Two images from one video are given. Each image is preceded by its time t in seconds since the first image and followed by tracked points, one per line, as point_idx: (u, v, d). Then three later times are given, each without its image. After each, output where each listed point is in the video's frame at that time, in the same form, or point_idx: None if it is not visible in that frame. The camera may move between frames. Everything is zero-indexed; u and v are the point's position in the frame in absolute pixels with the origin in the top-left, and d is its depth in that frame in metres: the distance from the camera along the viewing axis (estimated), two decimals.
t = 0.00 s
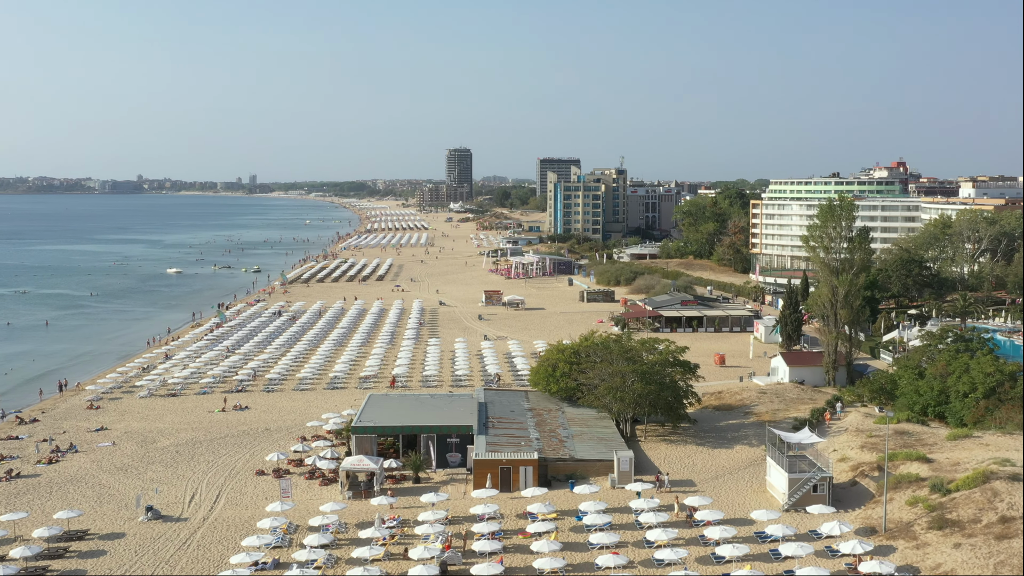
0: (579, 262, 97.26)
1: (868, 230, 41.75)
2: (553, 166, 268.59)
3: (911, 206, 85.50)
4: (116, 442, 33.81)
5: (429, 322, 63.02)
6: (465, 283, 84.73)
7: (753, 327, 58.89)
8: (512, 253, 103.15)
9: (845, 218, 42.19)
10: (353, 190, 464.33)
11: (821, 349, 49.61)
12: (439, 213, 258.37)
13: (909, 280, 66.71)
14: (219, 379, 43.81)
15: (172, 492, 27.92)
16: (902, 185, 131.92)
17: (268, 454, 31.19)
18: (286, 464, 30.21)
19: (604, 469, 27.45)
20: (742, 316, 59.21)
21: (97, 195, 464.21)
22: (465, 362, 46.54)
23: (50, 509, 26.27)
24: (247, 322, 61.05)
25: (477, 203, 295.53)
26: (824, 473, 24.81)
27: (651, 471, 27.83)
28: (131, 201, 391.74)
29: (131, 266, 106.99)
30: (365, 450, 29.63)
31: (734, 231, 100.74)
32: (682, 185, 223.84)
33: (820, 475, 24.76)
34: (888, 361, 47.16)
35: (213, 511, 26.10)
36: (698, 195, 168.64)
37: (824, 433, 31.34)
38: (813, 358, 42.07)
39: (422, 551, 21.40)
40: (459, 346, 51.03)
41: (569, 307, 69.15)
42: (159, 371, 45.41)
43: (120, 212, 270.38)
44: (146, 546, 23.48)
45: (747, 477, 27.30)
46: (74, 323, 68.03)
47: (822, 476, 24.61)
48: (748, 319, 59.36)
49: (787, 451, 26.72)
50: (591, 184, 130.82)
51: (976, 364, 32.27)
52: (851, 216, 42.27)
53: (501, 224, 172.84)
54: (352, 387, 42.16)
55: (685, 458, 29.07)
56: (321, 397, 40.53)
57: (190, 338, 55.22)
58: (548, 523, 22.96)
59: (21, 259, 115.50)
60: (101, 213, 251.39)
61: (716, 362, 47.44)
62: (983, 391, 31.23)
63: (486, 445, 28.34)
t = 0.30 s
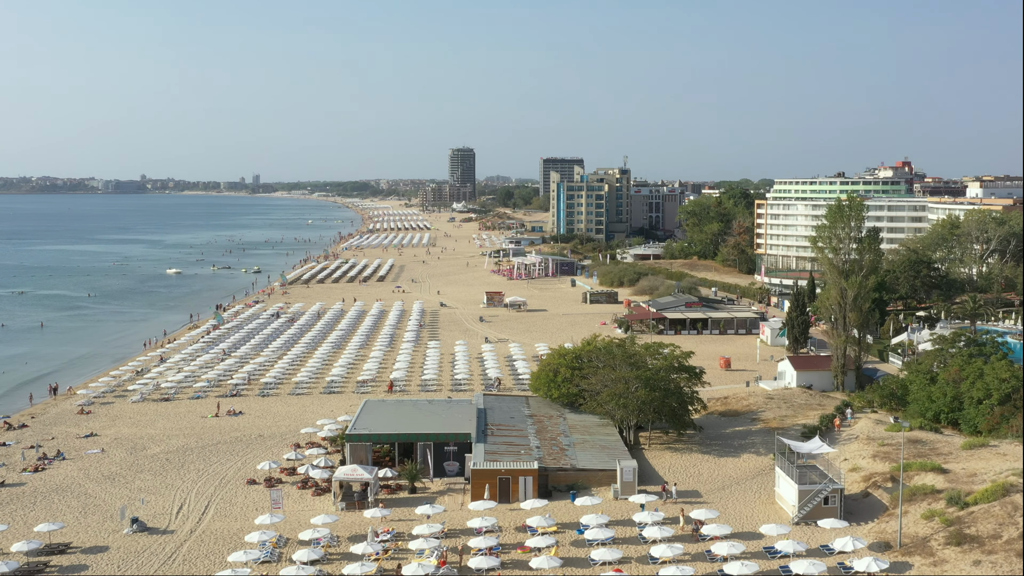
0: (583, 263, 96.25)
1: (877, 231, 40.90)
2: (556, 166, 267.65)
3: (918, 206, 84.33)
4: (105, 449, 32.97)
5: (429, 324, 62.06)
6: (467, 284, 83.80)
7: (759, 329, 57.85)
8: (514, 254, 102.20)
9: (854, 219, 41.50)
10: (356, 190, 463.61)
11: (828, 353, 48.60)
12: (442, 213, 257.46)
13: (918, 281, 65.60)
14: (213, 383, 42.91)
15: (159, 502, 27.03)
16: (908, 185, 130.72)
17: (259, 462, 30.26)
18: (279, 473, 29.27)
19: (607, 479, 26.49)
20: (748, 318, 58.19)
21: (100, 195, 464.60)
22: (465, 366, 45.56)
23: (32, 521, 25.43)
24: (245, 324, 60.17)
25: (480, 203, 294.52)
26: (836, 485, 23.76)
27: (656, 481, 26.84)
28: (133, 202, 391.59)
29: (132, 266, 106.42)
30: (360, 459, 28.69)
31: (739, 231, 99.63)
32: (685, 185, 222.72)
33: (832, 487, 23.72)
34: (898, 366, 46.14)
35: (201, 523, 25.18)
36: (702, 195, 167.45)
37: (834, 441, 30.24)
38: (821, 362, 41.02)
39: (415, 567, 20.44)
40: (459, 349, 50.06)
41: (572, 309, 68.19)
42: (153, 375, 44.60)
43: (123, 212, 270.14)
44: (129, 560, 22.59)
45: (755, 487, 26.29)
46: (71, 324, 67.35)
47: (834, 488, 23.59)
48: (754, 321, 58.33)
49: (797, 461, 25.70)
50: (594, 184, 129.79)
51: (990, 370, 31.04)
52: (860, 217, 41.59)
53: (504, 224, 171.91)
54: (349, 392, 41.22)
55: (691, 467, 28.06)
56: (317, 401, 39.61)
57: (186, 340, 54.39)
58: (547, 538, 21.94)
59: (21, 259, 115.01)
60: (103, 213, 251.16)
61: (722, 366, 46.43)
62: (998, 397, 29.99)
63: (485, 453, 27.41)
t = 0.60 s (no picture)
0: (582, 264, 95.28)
1: (884, 233, 39.77)
2: (555, 166, 266.70)
3: (921, 206, 83.41)
4: (89, 457, 31.98)
5: (426, 326, 61.06)
6: (464, 286, 82.86)
7: (761, 331, 56.90)
8: (513, 255, 101.22)
9: (860, 220, 40.33)
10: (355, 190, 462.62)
11: (832, 356, 47.67)
12: (441, 213, 256.48)
13: (922, 283, 64.63)
14: (204, 388, 41.94)
15: (142, 515, 26.06)
16: (909, 185, 129.90)
17: (247, 472, 29.29)
18: (267, 483, 28.31)
19: (605, 491, 25.55)
20: (750, 320, 57.23)
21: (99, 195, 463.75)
22: (462, 370, 44.59)
23: (9, 535, 24.46)
24: (238, 326, 59.23)
25: (479, 203, 293.58)
26: (845, 498, 22.78)
27: (657, 493, 25.88)
28: (130, 202, 390.42)
29: (127, 267, 105.52)
30: (351, 468, 27.71)
31: (740, 232, 98.67)
32: (685, 185, 221.91)
33: (841, 500, 22.75)
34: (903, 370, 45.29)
35: (184, 537, 24.21)
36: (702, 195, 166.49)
37: (842, 450, 29.23)
38: (826, 366, 40.03)
39: None
40: (456, 352, 49.08)
41: (571, 311, 67.24)
42: (142, 380, 43.61)
43: (121, 212, 269.27)
44: None
45: (760, 499, 25.33)
46: (63, 326, 66.37)
47: (843, 502, 22.61)
48: (756, 324, 57.38)
49: (804, 471, 24.71)
50: (594, 184, 128.79)
51: (1001, 376, 30.00)
52: (867, 218, 40.40)
53: (503, 224, 170.96)
54: (342, 397, 40.24)
55: (693, 478, 27.10)
56: (309, 407, 38.61)
57: (178, 343, 53.44)
58: (543, 555, 20.95)
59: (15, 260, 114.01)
60: (101, 214, 250.58)
61: (724, 370, 45.49)
62: (1010, 404, 28.92)
63: (479, 464, 26.42)
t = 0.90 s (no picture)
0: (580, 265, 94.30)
1: (891, 234, 38.76)
2: (554, 166, 265.78)
3: (923, 206, 82.40)
4: (72, 466, 30.96)
5: (423, 329, 60.05)
6: (462, 287, 81.85)
7: (763, 334, 55.94)
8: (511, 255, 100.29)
9: (866, 221, 39.30)
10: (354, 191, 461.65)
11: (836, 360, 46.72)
12: (439, 213, 255.46)
13: (926, 284, 63.57)
14: (193, 393, 40.86)
15: (123, 528, 25.06)
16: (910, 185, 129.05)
17: (233, 482, 28.26)
18: (253, 494, 27.32)
19: (605, 503, 24.57)
20: (752, 323, 56.27)
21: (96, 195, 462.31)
22: (458, 374, 43.55)
23: None
24: (232, 329, 58.18)
25: (478, 203, 292.56)
26: (855, 511, 21.78)
27: (658, 505, 24.89)
28: (128, 202, 389.15)
29: (121, 268, 104.32)
30: (341, 478, 26.81)
31: (741, 233, 97.77)
32: (685, 186, 220.97)
33: (851, 513, 21.75)
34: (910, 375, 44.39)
35: (165, 552, 23.21)
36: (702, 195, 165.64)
37: (849, 460, 28.24)
38: (830, 371, 39.06)
39: None
40: (452, 356, 48.08)
41: (570, 313, 66.27)
42: (131, 385, 42.53)
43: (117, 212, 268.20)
44: None
45: (766, 512, 24.34)
46: (54, 329, 65.31)
47: (853, 516, 21.62)
48: (758, 326, 56.39)
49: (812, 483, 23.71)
50: (593, 184, 127.84)
51: (1014, 383, 28.98)
52: (873, 218, 39.37)
53: (502, 225, 169.98)
54: (334, 402, 39.19)
55: (695, 489, 26.11)
56: (300, 413, 37.60)
57: (169, 346, 52.37)
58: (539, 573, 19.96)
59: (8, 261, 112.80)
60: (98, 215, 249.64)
61: (726, 374, 44.50)
62: None
63: (474, 475, 25.41)
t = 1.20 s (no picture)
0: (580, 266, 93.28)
1: (898, 236, 37.79)
2: (553, 166, 264.78)
3: (926, 207, 81.42)
4: (53, 475, 29.91)
5: (419, 331, 58.98)
6: (459, 289, 80.83)
7: (765, 337, 54.95)
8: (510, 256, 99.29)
9: (872, 223, 38.33)
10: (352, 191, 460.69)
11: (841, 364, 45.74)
12: (438, 214, 254.47)
13: (931, 286, 62.61)
14: (181, 398, 39.65)
15: (102, 542, 24.03)
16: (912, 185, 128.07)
17: (219, 493, 27.21)
18: (239, 506, 26.32)
19: (604, 516, 23.56)
20: (754, 325, 55.26)
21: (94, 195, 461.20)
22: (454, 378, 42.45)
23: None
24: (224, 332, 57.03)
25: (477, 203, 291.56)
26: (867, 527, 20.78)
27: (660, 518, 23.88)
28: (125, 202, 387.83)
29: (116, 269, 103.21)
30: (329, 489, 25.69)
31: (742, 233, 96.82)
32: (684, 186, 220.05)
33: (862, 529, 20.75)
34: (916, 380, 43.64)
35: (144, 568, 22.19)
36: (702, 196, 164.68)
37: (857, 470, 27.26)
38: (836, 376, 38.11)
39: None
40: (448, 359, 47.04)
41: (568, 315, 65.27)
42: (119, 389, 41.39)
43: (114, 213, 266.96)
44: None
45: (772, 525, 23.33)
46: (44, 331, 64.18)
47: (864, 531, 20.64)
48: (760, 329, 55.40)
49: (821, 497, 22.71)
50: (592, 184, 126.85)
51: None
52: (880, 219, 38.38)
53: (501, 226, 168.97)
54: (326, 408, 38.07)
55: (699, 501, 25.10)
56: (291, 419, 36.52)
57: (160, 349, 51.22)
58: None
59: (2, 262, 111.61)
60: (96, 215, 248.48)
61: (728, 379, 43.57)
62: None
63: (468, 487, 24.39)
